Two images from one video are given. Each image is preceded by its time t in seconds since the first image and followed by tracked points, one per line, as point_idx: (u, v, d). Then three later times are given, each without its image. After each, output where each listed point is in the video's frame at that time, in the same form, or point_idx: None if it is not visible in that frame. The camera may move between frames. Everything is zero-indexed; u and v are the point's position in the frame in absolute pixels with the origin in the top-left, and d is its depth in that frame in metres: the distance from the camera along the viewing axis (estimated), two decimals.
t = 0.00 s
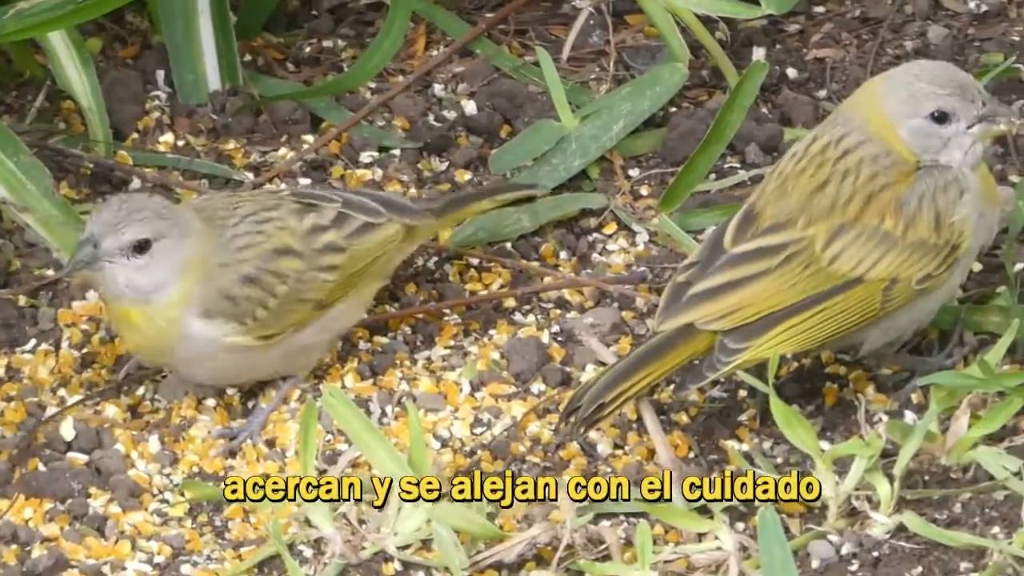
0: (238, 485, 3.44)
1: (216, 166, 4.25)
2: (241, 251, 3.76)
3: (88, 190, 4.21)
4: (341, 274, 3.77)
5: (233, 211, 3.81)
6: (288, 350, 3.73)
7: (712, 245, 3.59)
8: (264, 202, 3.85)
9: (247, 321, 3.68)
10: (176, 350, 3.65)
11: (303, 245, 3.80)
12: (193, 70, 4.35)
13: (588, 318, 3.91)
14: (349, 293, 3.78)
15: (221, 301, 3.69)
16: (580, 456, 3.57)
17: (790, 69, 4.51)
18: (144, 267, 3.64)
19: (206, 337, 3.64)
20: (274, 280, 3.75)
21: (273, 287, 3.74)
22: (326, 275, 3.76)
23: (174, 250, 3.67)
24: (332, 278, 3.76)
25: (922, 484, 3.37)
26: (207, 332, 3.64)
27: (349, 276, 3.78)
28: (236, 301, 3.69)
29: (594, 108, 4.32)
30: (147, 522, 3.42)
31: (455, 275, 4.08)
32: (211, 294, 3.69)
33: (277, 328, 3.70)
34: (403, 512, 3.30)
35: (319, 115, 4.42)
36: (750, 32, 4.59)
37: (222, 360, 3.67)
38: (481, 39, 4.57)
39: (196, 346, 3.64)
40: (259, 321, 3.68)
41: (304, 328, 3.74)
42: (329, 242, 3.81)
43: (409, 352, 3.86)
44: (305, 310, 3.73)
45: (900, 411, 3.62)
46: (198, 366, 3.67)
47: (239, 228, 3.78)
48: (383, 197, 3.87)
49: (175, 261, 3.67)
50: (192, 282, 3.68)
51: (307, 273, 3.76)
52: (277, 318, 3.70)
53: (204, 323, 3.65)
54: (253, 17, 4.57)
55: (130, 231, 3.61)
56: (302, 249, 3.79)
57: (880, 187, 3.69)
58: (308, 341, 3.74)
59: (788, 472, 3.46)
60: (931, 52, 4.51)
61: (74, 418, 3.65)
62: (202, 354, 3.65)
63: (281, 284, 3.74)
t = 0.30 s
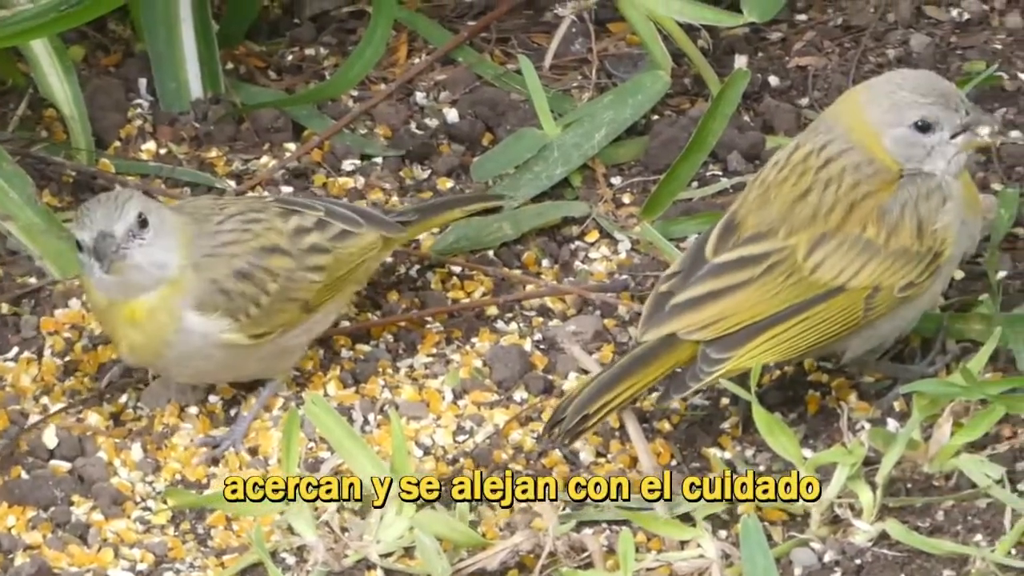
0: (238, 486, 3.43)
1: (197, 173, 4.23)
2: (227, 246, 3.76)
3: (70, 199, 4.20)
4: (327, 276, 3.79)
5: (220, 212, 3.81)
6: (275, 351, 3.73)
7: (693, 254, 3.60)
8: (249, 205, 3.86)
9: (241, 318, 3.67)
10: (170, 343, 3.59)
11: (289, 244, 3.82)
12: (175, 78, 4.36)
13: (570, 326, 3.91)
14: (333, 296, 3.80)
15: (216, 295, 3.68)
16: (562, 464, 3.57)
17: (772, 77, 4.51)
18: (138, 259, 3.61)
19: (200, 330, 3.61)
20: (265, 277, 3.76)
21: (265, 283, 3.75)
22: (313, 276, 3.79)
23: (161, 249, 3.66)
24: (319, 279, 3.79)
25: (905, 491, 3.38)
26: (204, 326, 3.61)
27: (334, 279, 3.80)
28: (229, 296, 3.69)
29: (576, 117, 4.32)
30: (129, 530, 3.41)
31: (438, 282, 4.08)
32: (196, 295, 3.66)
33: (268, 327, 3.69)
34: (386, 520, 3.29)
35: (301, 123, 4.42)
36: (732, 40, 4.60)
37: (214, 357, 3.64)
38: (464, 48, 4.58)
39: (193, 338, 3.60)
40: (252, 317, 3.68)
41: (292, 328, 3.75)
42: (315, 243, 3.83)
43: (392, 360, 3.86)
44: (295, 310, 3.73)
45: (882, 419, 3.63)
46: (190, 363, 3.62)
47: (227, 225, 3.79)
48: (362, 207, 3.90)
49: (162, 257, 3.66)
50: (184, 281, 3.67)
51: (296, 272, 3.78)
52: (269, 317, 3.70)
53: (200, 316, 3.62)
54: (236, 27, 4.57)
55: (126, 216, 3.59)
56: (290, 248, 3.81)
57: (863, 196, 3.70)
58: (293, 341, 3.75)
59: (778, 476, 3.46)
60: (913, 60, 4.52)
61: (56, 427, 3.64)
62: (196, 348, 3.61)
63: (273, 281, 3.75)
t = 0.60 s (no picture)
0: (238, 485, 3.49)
1: (193, 182, 4.22)
2: (224, 260, 3.72)
3: (65, 207, 4.20)
4: (331, 278, 3.74)
5: (218, 224, 3.76)
6: (282, 354, 3.72)
7: (691, 255, 3.60)
8: (251, 211, 3.79)
9: (241, 326, 3.66)
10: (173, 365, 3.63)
11: (292, 247, 3.76)
12: (169, 86, 4.36)
13: (565, 334, 3.91)
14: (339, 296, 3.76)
15: (215, 308, 3.65)
16: (557, 472, 3.57)
17: (767, 85, 4.52)
18: (114, 286, 3.61)
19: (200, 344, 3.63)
20: (264, 285, 3.71)
21: (264, 291, 3.70)
22: (318, 277, 3.73)
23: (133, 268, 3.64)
24: (324, 280, 3.74)
25: (900, 500, 3.38)
26: (202, 339, 3.63)
27: (339, 279, 3.76)
28: (229, 307, 3.66)
29: (571, 125, 4.31)
30: (125, 538, 3.41)
31: (433, 291, 4.08)
32: (190, 303, 3.65)
33: (270, 332, 3.68)
34: (381, 528, 3.28)
35: (296, 131, 4.42)
36: (727, 49, 4.61)
37: (222, 366, 3.67)
38: (458, 57, 4.59)
39: (194, 354, 3.63)
40: (252, 324, 3.66)
41: (298, 331, 3.73)
42: (320, 243, 3.77)
43: (387, 369, 3.86)
44: (298, 313, 3.71)
45: (877, 427, 3.63)
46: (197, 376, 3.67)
47: (224, 237, 3.74)
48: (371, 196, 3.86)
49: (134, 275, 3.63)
50: (167, 294, 3.65)
51: (298, 275, 3.72)
52: (271, 322, 3.68)
53: (196, 330, 3.63)
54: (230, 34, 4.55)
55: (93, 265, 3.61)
56: (292, 252, 3.75)
57: (867, 202, 3.68)
58: (300, 345, 3.73)
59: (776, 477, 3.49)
60: (908, 68, 4.52)
61: (51, 435, 3.64)
62: (199, 362, 3.64)
63: (273, 288, 3.71)
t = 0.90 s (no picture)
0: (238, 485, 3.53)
1: (191, 191, 4.22)
2: (211, 262, 3.71)
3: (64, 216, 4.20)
4: (324, 295, 3.70)
5: (223, 227, 3.76)
6: (256, 367, 3.69)
7: (688, 266, 3.57)
8: (260, 220, 3.80)
9: (217, 327, 3.63)
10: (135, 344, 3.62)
11: (288, 261, 3.74)
12: (168, 94, 4.37)
13: (564, 343, 3.91)
14: (332, 316, 3.72)
15: (193, 303, 3.64)
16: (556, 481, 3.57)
17: (766, 94, 4.52)
18: (89, 247, 3.60)
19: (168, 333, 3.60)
20: (250, 290, 3.70)
21: (249, 296, 3.69)
22: (309, 294, 3.70)
23: (133, 237, 3.64)
24: (313, 298, 3.70)
25: (898, 509, 3.38)
26: (173, 331, 3.60)
27: (331, 299, 3.71)
28: (209, 304, 3.64)
29: (570, 133, 4.32)
30: (123, 547, 3.41)
31: (431, 299, 4.08)
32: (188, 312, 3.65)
33: (248, 338, 3.65)
34: (380, 537, 3.26)
35: (294, 140, 4.42)
36: (726, 57, 4.61)
37: (191, 362, 3.63)
38: (456, 65, 4.60)
39: (162, 343, 3.60)
40: (230, 326, 3.64)
41: (280, 346, 3.71)
42: (316, 261, 3.74)
43: (385, 377, 3.86)
44: (281, 324, 3.68)
45: (875, 436, 3.63)
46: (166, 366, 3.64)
47: (223, 240, 3.74)
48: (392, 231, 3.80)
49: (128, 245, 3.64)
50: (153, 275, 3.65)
51: (288, 289, 3.70)
52: (249, 328, 3.65)
53: (169, 319, 3.60)
54: (229, 42, 4.57)
55: (81, 215, 3.59)
56: (286, 265, 3.73)
57: (866, 213, 3.68)
58: (278, 360, 3.71)
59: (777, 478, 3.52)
60: (908, 77, 4.53)
61: (50, 444, 3.63)
62: (164, 351, 3.61)
63: (258, 295, 3.69)
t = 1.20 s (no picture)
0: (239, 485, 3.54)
1: (193, 195, 4.21)
2: (221, 263, 3.76)
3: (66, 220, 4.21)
4: (329, 305, 3.74)
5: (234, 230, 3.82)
6: (253, 375, 3.70)
7: (669, 278, 3.52)
8: (268, 226, 3.84)
9: (225, 330, 3.65)
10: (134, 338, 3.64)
11: (294, 268, 3.78)
12: (170, 99, 4.38)
13: (566, 348, 3.91)
14: (333, 328, 3.75)
15: (201, 303, 3.68)
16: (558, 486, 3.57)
17: (767, 99, 4.52)
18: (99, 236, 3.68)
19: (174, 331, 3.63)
20: (258, 294, 3.74)
21: (257, 300, 3.73)
22: (314, 303, 3.74)
23: (143, 232, 3.71)
24: (319, 308, 3.73)
25: (900, 514, 3.38)
26: (180, 331, 3.62)
27: (336, 310, 3.75)
28: (217, 307, 3.68)
29: (573, 138, 4.32)
30: (125, 551, 3.41)
31: (433, 304, 4.08)
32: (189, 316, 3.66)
33: (255, 343, 3.68)
34: (382, 541, 3.24)
35: (296, 144, 4.42)
36: (728, 62, 4.62)
37: (193, 365, 3.64)
38: (458, 69, 4.60)
39: (167, 342, 3.62)
40: (237, 330, 3.66)
41: (282, 355, 3.72)
42: (323, 272, 3.78)
43: (387, 382, 3.86)
44: (285, 332, 3.70)
45: (877, 441, 3.63)
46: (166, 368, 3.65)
47: (235, 243, 3.79)
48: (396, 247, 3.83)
49: (138, 242, 3.71)
50: (161, 269, 3.72)
51: (293, 296, 3.74)
52: (257, 333, 3.68)
53: (176, 321, 3.63)
54: (230, 49, 4.56)
55: (94, 207, 3.66)
56: (293, 272, 3.78)
57: (847, 219, 3.61)
58: (277, 369, 3.72)
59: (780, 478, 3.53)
60: (909, 82, 4.53)
61: (51, 449, 3.64)
62: (169, 351, 3.63)
63: (265, 299, 3.73)
